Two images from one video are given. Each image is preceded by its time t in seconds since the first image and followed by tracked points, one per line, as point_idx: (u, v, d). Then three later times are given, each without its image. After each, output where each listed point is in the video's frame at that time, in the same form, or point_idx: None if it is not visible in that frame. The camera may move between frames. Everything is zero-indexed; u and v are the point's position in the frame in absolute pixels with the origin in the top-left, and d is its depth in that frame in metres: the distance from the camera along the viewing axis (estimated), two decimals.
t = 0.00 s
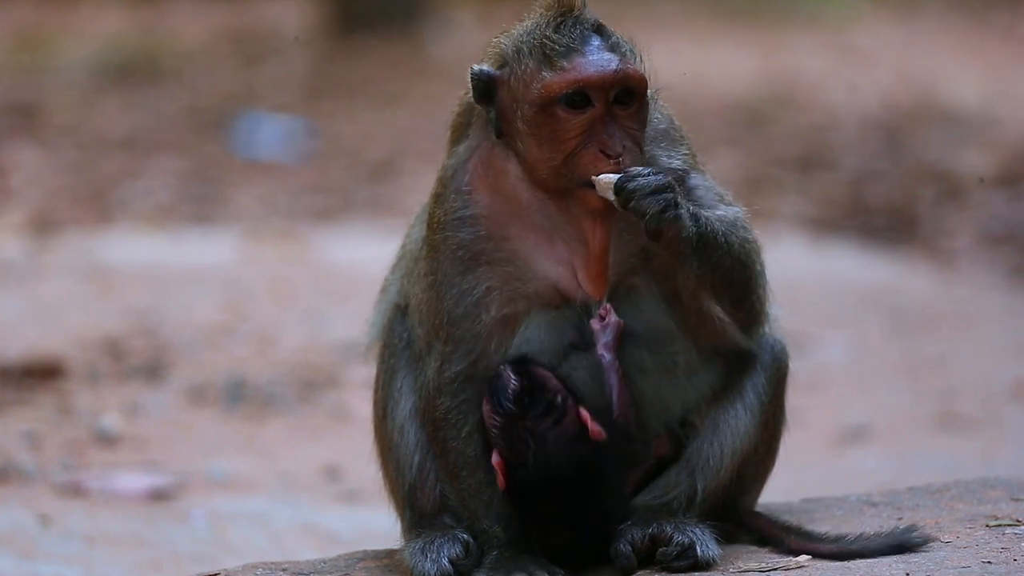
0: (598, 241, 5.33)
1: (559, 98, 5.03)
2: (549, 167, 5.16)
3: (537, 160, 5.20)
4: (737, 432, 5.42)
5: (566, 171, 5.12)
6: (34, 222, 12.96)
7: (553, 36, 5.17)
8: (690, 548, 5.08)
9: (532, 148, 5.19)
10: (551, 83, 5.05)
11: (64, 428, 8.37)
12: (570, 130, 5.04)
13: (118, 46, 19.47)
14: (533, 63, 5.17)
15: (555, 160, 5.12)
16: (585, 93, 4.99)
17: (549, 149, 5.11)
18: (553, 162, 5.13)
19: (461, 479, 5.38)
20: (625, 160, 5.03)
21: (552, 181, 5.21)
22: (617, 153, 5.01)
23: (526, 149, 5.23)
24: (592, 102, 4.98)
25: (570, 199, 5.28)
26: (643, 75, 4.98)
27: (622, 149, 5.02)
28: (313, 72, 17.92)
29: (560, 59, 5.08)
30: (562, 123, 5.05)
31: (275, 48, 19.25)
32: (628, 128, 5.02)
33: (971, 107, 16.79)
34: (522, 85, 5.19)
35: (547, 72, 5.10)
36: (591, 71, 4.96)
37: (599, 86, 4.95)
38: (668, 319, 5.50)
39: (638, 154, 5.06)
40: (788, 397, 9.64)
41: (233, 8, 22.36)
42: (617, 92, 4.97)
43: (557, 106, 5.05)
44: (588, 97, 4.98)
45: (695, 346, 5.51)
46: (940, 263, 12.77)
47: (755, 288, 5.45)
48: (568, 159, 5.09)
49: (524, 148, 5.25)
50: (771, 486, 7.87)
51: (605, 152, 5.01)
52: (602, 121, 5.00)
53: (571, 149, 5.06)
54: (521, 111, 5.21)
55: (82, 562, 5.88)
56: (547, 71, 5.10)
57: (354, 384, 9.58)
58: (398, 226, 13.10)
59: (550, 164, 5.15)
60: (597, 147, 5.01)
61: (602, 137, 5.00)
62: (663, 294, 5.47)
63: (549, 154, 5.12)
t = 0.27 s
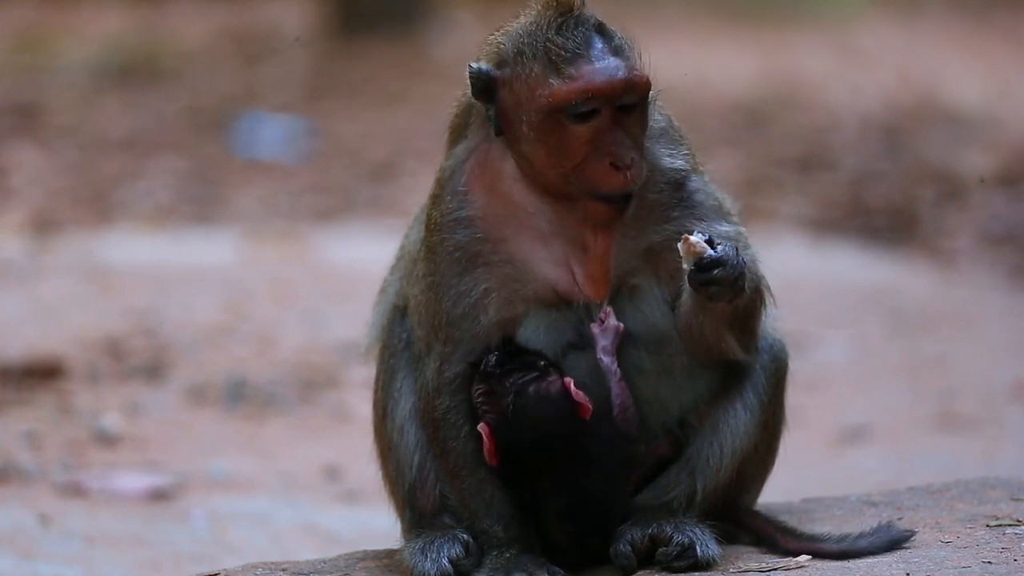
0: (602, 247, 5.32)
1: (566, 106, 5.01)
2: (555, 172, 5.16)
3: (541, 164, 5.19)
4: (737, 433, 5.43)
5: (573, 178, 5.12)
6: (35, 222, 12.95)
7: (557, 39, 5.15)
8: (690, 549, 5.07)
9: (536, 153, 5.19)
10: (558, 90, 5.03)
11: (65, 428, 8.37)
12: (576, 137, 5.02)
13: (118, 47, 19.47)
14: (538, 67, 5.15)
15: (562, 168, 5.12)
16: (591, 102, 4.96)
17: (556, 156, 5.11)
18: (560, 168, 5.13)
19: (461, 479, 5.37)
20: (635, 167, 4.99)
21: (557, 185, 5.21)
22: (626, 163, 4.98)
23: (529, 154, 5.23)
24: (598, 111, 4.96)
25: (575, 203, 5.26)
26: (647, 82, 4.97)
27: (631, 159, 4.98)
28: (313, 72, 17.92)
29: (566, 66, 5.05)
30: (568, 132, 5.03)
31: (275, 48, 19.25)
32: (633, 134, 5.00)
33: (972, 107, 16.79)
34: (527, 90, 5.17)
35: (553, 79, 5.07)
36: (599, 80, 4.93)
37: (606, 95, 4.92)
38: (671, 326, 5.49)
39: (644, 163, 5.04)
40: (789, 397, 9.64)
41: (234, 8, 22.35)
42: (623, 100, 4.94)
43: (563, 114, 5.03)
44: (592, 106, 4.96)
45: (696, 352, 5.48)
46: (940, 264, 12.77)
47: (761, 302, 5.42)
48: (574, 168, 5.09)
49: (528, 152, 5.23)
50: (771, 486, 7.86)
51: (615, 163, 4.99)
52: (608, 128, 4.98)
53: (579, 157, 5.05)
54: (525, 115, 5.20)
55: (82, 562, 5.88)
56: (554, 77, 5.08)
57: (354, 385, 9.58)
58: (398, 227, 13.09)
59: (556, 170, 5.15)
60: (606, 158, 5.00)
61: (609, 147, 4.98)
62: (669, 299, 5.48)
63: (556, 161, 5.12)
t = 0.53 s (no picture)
0: (597, 254, 5.33)
1: (565, 118, 5.00)
2: (551, 179, 5.15)
3: (538, 171, 5.19)
4: (737, 432, 5.42)
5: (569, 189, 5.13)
6: (35, 222, 12.94)
7: (558, 46, 5.12)
8: (691, 548, 5.07)
9: (533, 159, 5.19)
10: (557, 100, 5.02)
11: (65, 428, 8.36)
12: (574, 149, 5.03)
13: (118, 45, 19.45)
14: (539, 74, 5.14)
15: (558, 177, 5.13)
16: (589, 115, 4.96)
17: (554, 165, 5.11)
18: (557, 177, 5.13)
19: (460, 480, 5.37)
20: (629, 184, 5.04)
21: (552, 192, 5.20)
22: (621, 181, 5.02)
23: (526, 161, 5.23)
24: (596, 125, 4.96)
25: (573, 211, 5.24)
26: (648, 96, 4.96)
27: (625, 178, 5.02)
28: (313, 71, 17.90)
29: (567, 77, 5.04)
30: (567, 145, 5.04)
31: (275, 47, 19.23)
32: (630, 149, 5.01)
33: (972, 105, 16.77)
34: (527, 98, 5.17)
35: (554, 89, 5.06)
36: (599, 94, 4.93)
37: (605, 110, 4.92)
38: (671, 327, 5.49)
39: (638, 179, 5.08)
40: (789, 397, 9.63)
41: (234, 7, 22.34)
42: (621, 115, 4.93)
43: (561, 126, 5.03)
44: (591, 119, 4.96)
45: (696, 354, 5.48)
46: (941, 262, 12.76)
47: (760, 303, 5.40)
48: (570, 179, 5.10)
49: (525, 159, 5.23)
50: (771, 486, 7.85)
51: (611, 181, 5.02)
52: (605, 142, 4.98)
53: (576, 170, 5.06)
54: (524, 122, 5.19)
55: (82, 562, 5.88)
56: (555, 87, 5.06)
57: (354, 384, 9.57)
58: (397, 226, 13.07)
59: (552, 179, 5.15)
60: (602, 175, 5.02)
61: (604, 163, 5.00)
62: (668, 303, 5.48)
63: (553, 170, 5.12)
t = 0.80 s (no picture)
0: (604, 248, 5.31)
1: (559, 106, 4.98)
2: (552, 172, 5.14)
3: (539, 165, 5.18)
4: (736, 434, 5.43)
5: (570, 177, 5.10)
6: (35, 222, 12.95)
7: (550, 40, 5.12)
8: (690, 548, 5.08)
9: (532, 152, 5.18)
10: (549, 90, 5.00)
11: (65, 428, 8.37)
12: (571, 137, 5.00)
13: (119, 47, 19.47)
14: (532, 68, 5.13)
15: (558, 167, 5.10)
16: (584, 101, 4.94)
17: (553, 157, 5.08)
18: (557, 168, 5.10)
19: (460, 480, 5.38)
20: (630, 165, 4.98)
21: (554, 185, 5.19)
22: (621, 163, 4.96)
23: (528, 155, 5.21)
24: (591, 111, 4.93)
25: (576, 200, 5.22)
26: (642, 80, 4.92)
27: (624, 158, 4.97)
28: (313, 72, 17.91)
29: (558, 66, 5.03)
30: (563, 132, 5.01)
31: (275, 48, 19.25)
32: (629, 133, 4.96)
33: (971, 107, 16.79)
34: (523, 92, 5.16)
35: (546, 80, 5.05)
36: (590, 80, 4.89)
37: (599, 94, 4.89)
38: (672, 321, 5.49)
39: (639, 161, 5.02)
40: (789, 397, 9.63)
41: (234, 8, 22.36)
42: (617, 97, 4.90)
43: (556, 114, 5.00)
44: (584, 106, 4.94)
45: (698, 346, 5.53)
46: (941, 263, 12.77)
47: (762, 287, 5.50)
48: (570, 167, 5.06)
49: (525, 153, 5.23)
50: (771, 486, 7.86)
51: (610, 164, 4.97)
52: (603, 127, 4.94)
53: (574, 157, 5.03)
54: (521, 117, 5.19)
55: (82, 562, 5.88)
56: (546, 78, 5.05)
57: (353, 384, 9.57)
58: (397, 227, 13.08)
59: (553, 170, 5.13)
60: (601, 158, 4.97)
61: (603, 146, 4.96)
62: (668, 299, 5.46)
63: (553, 161, 5.10)
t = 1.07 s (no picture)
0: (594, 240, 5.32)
1: (542, 93, 5.04)
2: (539, 163, 5.15)
3: (528, 157, 5.19)
4: (737, 436, 5.43)
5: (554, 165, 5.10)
6: (35, 224, 12.95)
7: (536, 33, 5.18)
8: (691, 549, 5.08)
9: (521, 144, 5.19)
10: (532, 78, 5.06)
11: (65, 428, 8.37)
12: (555, 123, 5.02)
13: (119, 49, 19.49)
14: (518, 62, 5.18)
15: (543, 155, 5.11)
16: (566, 87, 5.00)
17: (538, 146, 5.10)
18: (541, 158, 5.12)
19: (460, 480, 5.40)
20: (614, 146, 4.99)
21: (543, 177, 5.20)
22: (603, 144, 4.98)
23: (518, 147, 5.22)
24: (574, 96, 4.97)
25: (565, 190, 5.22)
26: (626, 66, 4.96)
27: (607, 142, 4.98)
28: (314, 74, 17.92)
29: (542, 55, 5.09)
30: (547, 119, 5.04)
31: (275, 51, 19.26)
32: (614, 118, 4.97)
33: (971, 110, 16.80)
34: (510, 85, 5.20)
35: (530, 69, 5.10)
36: (570, 64, 4.97)
37: (579, 79, 4.95)
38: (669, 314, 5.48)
39: (627, 143, 5.01)
40: (788, 398, 9.64)
41: (234, 11, 22.38)
42: (599, 81, 4.95)
43: (540, 102, 5.05)
44: (567, 90, 4.99)
45: (698, 341, 5.54)
46: (940, 265, 12.77)
47: (757, 281, 5.56)
48: (553, 153, 5.07)
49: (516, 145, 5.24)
50: (771, 486, 7.85)
51: (590, 144, 4.98)
52: (586, 113, 4.96)
53: (558, 143, 5.04)
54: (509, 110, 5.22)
55: (82, 562, 5.88)
56: (530, 67, 5.11)
57: (354, 385, 9.57)
58: (397, 229, 13.09)
59: (539, 159, 5.14)
60: (582, 139, 4.98)
61: (586, 129, 4.97)
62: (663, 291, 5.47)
63: (538, 150, 5.12)
